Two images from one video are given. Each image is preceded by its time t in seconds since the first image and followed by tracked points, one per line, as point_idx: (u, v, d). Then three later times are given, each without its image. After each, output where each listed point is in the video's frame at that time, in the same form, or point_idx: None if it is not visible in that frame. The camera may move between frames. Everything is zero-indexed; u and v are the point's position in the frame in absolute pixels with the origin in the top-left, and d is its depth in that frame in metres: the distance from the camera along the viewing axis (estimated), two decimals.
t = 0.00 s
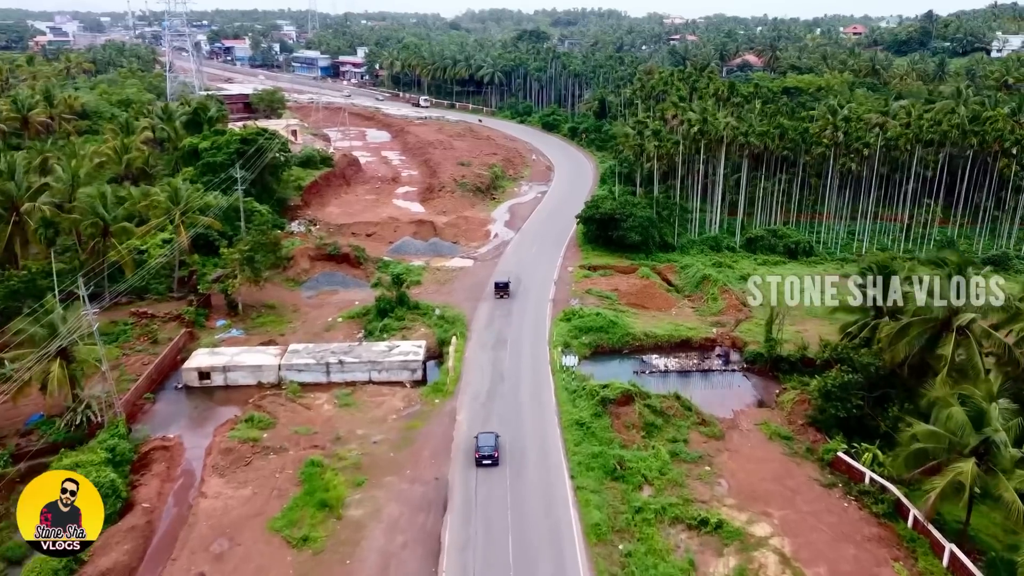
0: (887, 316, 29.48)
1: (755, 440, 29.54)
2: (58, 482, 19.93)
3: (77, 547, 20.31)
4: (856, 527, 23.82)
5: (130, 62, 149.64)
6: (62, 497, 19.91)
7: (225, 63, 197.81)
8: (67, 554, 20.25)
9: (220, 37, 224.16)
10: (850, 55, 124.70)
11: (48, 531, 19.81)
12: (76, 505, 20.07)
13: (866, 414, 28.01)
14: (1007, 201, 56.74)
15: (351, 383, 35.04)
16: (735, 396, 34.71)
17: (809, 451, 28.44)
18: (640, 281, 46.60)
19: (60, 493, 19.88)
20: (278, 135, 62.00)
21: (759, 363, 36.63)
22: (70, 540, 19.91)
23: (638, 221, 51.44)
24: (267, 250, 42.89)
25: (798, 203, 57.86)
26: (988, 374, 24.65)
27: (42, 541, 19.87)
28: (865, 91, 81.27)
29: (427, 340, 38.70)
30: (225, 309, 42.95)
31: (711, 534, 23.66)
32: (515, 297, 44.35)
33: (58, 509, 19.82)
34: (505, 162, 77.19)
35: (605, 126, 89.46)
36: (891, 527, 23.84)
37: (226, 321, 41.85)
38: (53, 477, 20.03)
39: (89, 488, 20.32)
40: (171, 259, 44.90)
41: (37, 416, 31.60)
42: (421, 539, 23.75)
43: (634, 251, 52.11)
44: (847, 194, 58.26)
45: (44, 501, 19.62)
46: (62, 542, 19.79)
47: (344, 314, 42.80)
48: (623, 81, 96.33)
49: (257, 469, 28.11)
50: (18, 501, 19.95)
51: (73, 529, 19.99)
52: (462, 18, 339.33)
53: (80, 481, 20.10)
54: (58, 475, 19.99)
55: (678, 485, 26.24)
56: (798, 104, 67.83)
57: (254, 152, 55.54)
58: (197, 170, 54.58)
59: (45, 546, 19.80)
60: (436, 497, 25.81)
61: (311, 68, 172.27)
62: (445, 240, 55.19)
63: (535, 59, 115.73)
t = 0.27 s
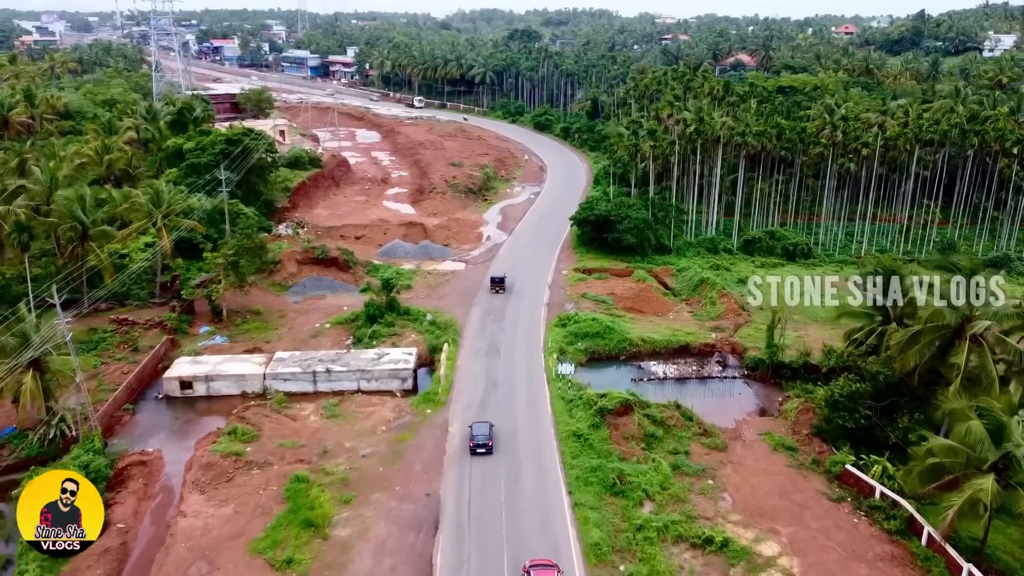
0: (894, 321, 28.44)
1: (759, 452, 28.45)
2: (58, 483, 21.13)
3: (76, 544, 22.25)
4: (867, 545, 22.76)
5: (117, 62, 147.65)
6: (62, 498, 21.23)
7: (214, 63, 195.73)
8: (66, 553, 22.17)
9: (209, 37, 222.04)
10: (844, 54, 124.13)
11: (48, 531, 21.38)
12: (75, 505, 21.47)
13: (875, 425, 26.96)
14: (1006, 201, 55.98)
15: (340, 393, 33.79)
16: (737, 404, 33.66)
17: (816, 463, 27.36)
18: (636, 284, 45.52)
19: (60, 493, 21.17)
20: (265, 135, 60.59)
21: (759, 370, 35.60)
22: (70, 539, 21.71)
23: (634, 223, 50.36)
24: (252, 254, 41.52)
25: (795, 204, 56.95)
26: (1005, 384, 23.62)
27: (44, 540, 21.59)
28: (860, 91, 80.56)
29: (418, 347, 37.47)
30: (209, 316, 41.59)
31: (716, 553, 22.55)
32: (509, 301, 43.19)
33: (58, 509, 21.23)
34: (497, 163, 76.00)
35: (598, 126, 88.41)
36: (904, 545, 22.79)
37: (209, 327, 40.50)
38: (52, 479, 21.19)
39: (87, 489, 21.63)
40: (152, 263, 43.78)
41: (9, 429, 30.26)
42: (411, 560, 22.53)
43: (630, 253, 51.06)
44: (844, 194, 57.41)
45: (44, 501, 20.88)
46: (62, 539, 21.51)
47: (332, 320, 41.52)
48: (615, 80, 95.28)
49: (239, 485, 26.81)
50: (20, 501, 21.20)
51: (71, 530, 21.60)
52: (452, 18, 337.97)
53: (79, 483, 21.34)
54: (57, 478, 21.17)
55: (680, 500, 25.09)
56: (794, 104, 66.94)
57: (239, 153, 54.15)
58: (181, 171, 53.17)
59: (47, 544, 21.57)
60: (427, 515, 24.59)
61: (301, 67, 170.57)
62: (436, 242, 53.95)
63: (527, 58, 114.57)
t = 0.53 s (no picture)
0: (903, 327, 27.48)
1: (763, 463, 27.45)
2: (58, 482, 20.36)
3: (78, 546, 21.27)
4: (879, 563, 21.79)
5: (104, 61, 145.78)
6: (62, 497, 20.38)
7: (204, 63, 193.78)
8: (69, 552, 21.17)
9: (198, 36, 220.03)
10: (838, 54, 123.64)
11: (49, 531, 20.59)
12: (76, 505, 20.50)
13: (884, 436, 25.99)
14: (1005, 202, 55.26)
15: (328, 403, 32.63)
16: (738, 412, 32.73)
17: (823, 475, 26.38)
18: (632, 287, 44.53)
19: (60, 493, 20.35)
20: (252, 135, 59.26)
21: (761, 376, 34.64)
22: (71, 539, 20.66)
23: (629, 224, 49.39)
24: (238, 258, 40.21)
25: (793, 205, 56.08)
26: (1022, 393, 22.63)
27: (44, 540, 20.80)
28: (856, 90, 79.79)
29: (409, 354, 36.32)
30: (193, 322, 40.30)
31: (723, 573, 21.51)
32: (503, 305, 42.10)
33: (59, 509, 20.39)
34: (489, 163, 74.93)
35: (591, 126, 87.40)
36: (918, 562, 21.84)
37: (193, 334, 39.23)
38: (53, 478, 20.56)
39: (89, 487, 20.59)
40: (134, 267, 42.41)
41: None
42: None
43: (625, 255, 50.10)
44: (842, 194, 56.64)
45: (44, 501, 20.23)
46: (63, 541, 20.55)
47: (320, 325, 40.35)
48: (609, 79, 94.32)
49: (222, 502, 25.62)
50: (22, 499, 20.73)
51: (72, 529, 20.62)
52: (444, 17, 336.54)
53: (80, 482, 20.43)
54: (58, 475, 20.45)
55: (683, 516, 24.04)
56: (790, 103, 66.16)
57: (226, 153, 52.80)
58: (166, 172, 51.80)
59: (47, 545, 20.74)
60: (419, 533, 23.45)
61: (291, 67, 168.94)
62: (428, 245, 52.77)
63: (519, 57, 113.47)
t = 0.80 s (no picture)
0: (914, 334, 26.40)
1: (769, 476, 26.36)
2: (58, 482, 19.95)
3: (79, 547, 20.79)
4: None
5: (91, 61, 143.64)
6: (62, 497, 20.01)
7: (193, 62, 191.65)
8: (69, 554, 20.68)
9: (187, 35, 217.72)
10: (832, 53, 122.95)
11: (49, 530, 20.20)
12: (76, 505, 20.14)
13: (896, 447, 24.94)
14: (1007, 202, 54.43)
15: (316, 413, 31.38)
16: (742, 421, 31.67)
17: (832, 488, 25.31)
18: (630, 290, 43.41)
19: (60, 493, 19.97)
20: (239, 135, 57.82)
21: (764, 384, 33.60)
22: (71, 539, 20.25)
23: (626, 226, 48.26)
24: (222, 262, 38.80)
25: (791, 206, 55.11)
26: None
27: (45, 540, 20.36)
28: (852, 89, 78.93)
29: (400, 361, 35.06)
30: (177, 328, 38.93)
31: None
32: (497, 310, 40.89)
33: (59, 509, 20.03)
34: (482, 163, 73.71)
35: (585, 126, 86.29)
36: None
37: (177, 341, 37.85)
38: (53, 477, 20.20)
39: (89, 487, 20.19)
40: (116, 272, 41.02)
41: None
42: None
43: (622, 257, 49.00)
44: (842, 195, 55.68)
45: (44, 501, 19.89)
46: (63, 540, 20.16)
47: (309, 331, 39.08)
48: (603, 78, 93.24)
49: (203, 520, 24.31)
50: (21, 499, 20.42)
51: (73, 529, 20.26)
52: (436, 17, 335.05)
53: (80, 482, 19.99)
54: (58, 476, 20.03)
55: (689, 534, 22.89)
56: (788, 102, 65.15)
57: (212, 153, 51.39)
58: (150, 173, 50.32)
59: (47, 545, 20.30)
60: (411, 554, 22.20)
61: (281, 67, 167.14)
62: (420, 247, 51.48)
63: (512, 56, 112.23)
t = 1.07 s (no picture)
0: (930, 341, 25.26)
1: (779, 490, 25.25)
2: (58, 482, 19.89)
3: (79, 546, 20.95)
4: None
5: (81, 60, 141.79)
6: (62, 497, 19.98)
7: (185, 62, 189.78)
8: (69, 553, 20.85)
9: (178, 34, 215.82)
10: (828, 52, 122.24)
11: (49, 530, 20.30)
12: (76, 505, 20.09)
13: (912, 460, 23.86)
14: (1011, 203, 53.58)
15: (306, 424, 30.16)
16: (748, 431, 30.58)
17: (845, 503, 24.23)
18: (630, 294, 42.32)
19: (60, 493, 19.94)
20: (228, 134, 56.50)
21: (769, 392, 32.56)
22: (71, 539, 20.34)
23: (625, 227, 47.13)
24: (209, 266, 37.48)
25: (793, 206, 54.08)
26: None
27: (46, 539, 20.56)
28: (851, 88, 77.99)
29: (393, 369, 33.85)
30: (162, 334, 37.61)
31: None
32: (493, 314, 39.78)
33: (59, 509, 20.01)
34: (477, 163, 72.59)
35: (581, 125, 85.18)
36: None
37: (162, 348, 36.55)
38: (53, 477, 20.13)
39: (88, 488, 20.06)
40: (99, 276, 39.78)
41: None
42: None
43: (621, 259, 47.92)
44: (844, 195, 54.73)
45: (44, 501, 19.91)
46: (63, 541, 20.24)
47: (299, 337, 37.83)
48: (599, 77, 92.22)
49: (186, 539, 23.05)
50: (24, 497, 20.48)
51: (73, 529, 20.28)
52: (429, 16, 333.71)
53: (79, 482, 19.89)
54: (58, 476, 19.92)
55: (697, 553, 21.76)
56: (787, 100, 64.16)
57: (200, 153, 50.09)
58: (136, 174, 48.60)
59: (49, 544, 20.50)
60: None
61: (274, 66, 165.57)
62: (414, 249, 50.24)
63: (507, 55, 111.07)
